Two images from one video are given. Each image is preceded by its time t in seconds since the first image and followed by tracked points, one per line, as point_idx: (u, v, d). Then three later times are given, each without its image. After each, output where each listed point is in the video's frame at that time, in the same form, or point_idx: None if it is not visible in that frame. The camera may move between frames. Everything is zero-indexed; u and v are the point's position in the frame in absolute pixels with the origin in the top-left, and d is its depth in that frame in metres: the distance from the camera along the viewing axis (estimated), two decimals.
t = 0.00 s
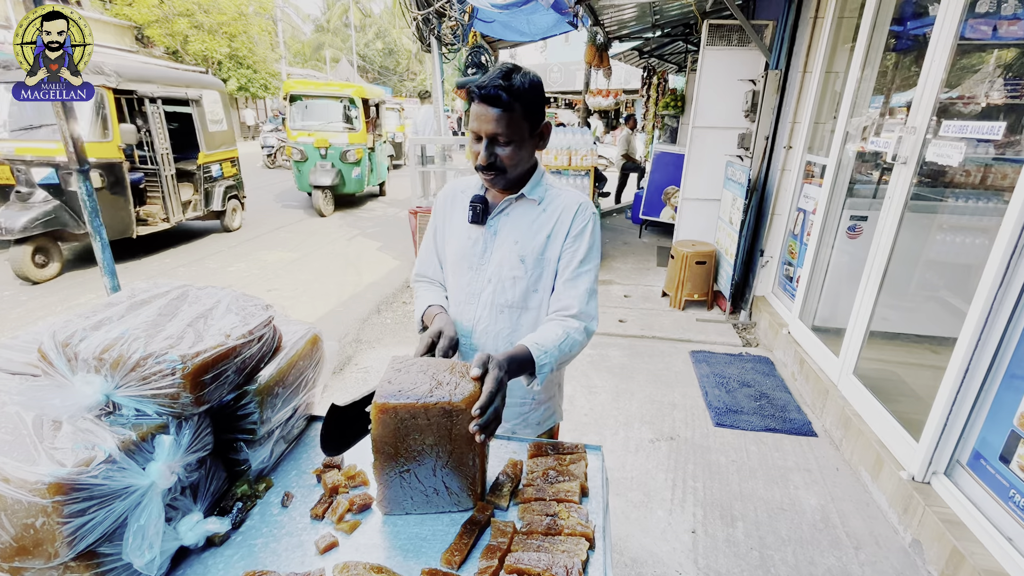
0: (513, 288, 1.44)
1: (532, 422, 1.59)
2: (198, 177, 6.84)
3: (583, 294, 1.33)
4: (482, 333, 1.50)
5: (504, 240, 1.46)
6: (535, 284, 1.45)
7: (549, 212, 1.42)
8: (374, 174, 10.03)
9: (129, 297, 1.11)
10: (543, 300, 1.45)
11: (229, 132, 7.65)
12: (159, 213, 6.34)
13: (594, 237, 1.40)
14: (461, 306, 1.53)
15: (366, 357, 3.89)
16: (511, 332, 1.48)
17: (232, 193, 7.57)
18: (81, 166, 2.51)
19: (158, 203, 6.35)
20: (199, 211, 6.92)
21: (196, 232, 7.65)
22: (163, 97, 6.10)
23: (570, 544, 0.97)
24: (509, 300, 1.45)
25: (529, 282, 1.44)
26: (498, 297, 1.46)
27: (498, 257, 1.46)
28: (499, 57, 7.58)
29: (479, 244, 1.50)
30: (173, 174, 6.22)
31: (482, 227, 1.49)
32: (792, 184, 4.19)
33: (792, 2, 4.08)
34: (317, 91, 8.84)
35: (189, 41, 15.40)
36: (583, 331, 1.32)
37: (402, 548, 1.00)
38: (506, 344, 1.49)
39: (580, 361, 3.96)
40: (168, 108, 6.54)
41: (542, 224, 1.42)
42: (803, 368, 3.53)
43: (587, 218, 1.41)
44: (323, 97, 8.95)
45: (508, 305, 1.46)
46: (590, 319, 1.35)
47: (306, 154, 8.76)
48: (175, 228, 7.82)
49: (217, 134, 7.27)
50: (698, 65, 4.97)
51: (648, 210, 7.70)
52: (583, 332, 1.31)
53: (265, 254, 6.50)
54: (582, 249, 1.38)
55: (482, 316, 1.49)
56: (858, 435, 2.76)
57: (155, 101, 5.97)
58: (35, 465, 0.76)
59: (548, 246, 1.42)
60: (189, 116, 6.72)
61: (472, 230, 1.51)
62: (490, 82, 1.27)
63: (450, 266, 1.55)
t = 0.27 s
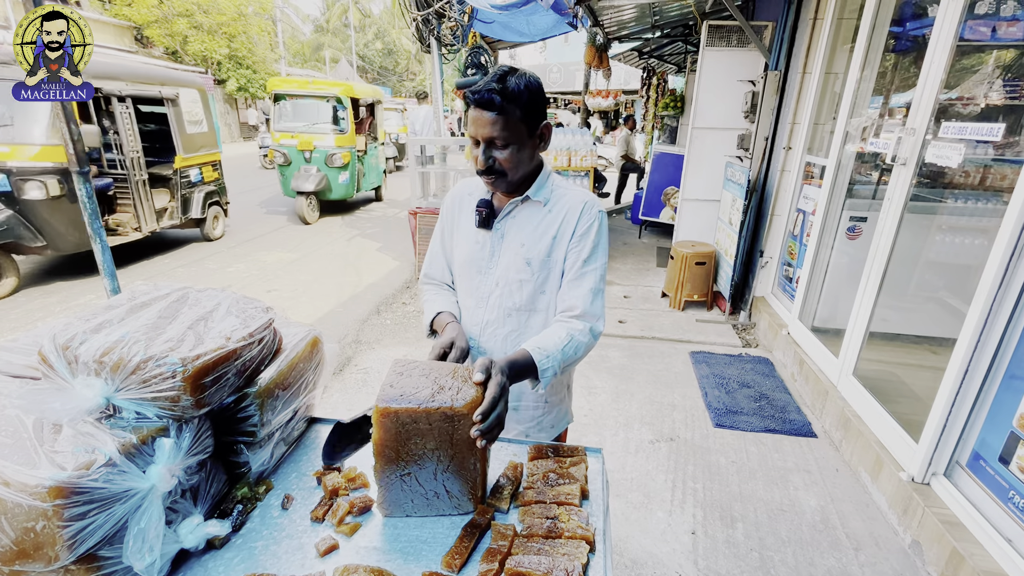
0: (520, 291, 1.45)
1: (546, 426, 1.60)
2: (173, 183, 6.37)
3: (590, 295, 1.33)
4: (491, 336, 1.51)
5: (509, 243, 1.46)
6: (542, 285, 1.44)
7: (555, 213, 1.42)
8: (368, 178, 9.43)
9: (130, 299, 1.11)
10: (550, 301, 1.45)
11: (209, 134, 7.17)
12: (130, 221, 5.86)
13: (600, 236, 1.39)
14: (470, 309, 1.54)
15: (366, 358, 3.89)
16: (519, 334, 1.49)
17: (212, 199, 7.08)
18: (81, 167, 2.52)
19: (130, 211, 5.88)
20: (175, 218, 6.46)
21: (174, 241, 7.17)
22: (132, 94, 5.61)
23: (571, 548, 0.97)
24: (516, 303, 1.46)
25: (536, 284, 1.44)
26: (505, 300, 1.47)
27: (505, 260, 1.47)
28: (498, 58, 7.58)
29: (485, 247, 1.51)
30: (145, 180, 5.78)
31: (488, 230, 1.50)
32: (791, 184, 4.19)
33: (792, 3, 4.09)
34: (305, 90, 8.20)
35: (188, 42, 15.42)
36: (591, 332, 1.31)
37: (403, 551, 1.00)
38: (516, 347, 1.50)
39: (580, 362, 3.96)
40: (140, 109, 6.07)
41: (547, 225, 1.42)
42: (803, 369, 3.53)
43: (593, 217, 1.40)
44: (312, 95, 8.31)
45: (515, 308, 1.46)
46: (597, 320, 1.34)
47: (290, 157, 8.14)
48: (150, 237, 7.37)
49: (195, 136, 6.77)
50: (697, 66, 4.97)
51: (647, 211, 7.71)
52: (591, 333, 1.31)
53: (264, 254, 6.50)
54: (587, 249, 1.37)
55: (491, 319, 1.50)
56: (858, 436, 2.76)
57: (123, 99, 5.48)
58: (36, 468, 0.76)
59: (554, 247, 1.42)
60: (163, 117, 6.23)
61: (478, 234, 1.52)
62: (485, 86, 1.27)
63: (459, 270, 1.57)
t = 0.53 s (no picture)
0: (519, 292, 1.46)
1: (545, 426, 1.59)
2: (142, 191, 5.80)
3: (587, 297, 1.32)
4: (493, 335, 1.53)
5: (510, 243, 1.48)
6: (542, 286, 1.45)
7: (554, 214, 1.41)
8: (360, 182, 8.96)
9: (129, 300, 1.11)
10: (550, 302, 1.45)
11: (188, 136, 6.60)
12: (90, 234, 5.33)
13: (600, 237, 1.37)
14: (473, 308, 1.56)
15: (366, 358, 3.89)
16: (520, 334, 1.50)
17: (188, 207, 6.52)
18: (81, 168, 2.52)
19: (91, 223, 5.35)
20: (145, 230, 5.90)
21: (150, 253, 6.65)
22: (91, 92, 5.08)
23: (571, 548, 0.97)
24: (516, 303, 1.47)
25: (536, 285, 1.44)
26: (506, 300, 1.48)
27: (505, 260, 1.48)
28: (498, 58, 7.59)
29: (487, 248, 1.53)
30: (106, 188, 5.12)
31: (490, 231, 1.52)
32: (791, 185, 4.19)
33: (791, 3, 4.10)
34: (288, 88, 7.78)
35: (187, 42, 15.40)
36: (589, 334, 1.30)
37: (403, 550, 1.00)
38: (517, 347, 1.51)
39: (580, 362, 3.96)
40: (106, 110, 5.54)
41: (547, 226, 1.42)
42: (802, 369, 3.53)
43: (592, 218, 1.38)
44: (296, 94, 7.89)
45: (516, 308, 1.47)
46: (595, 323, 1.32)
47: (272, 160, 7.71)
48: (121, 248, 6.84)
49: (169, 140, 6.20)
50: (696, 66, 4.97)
51: (647, 211, 7.71)
52: (590, 335, 1.30)
53: (264, 255, 6.50)
54: (585, 250, 1.35)
55: (492, 319, 1.52)
56: (858, 436, 2.76)
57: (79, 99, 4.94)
58: (36, 470, 0.76)
59: (553, 249, 1.41)
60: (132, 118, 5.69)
61: (481, 235, 1.55)
62: (487, 88, 1.27)
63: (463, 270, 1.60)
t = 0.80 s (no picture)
0: (517, 295, 1.46)
1: (541, 425, 1.59)
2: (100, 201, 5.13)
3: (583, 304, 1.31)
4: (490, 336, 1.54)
5: (511, 245, 1.49)
6: (540, 291, 1.45)
7: (556, 220, 1.41)
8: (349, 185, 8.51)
9: (129, 301, 1.10)
10: (547, 307, 1.45)
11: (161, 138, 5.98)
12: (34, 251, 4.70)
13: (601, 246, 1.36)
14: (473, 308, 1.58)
15: (365, 358, 3.89)
16: (517, 337, 1.50)
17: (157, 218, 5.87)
18: (80, 168, 2.51)
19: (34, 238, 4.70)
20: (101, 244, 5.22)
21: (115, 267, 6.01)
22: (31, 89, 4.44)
23: (571, 547, 0.97)
24: (514, 306, 1.47)
25: (534, 289, 1.45)
26: (504, 302, 1.49)
27: (505, 262, 1.49)
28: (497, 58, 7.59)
29: (490, 248, 1.54)
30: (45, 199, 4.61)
31: (494, 232, 1.54)
32: (790, 184, 4.19)
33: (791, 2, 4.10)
34: (269, 86, 7.36)
35: (186, 42, 15.38)
36: (585, 341, 1.30)
37: (403, 550, 1.00)
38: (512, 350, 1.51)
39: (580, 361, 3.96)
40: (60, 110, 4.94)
41: (548, 231, 1.42)
42: (802, 369, 3.53)
43: (594, 225, 1.37)
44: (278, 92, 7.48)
45: (514, 311, 1.48)
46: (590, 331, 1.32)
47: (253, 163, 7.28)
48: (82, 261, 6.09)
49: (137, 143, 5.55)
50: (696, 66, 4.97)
51: (647, 210, 7.72)
52: (586, 341, 1.30)
53: (263, 255, 6.50)
54: (584, 257, 1.35)
55: (490, 320, 1.52)
56: (857, 436, 2.76)
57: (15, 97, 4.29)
58: (35, 470, 0.76)
59: (552, 254, 1.41)
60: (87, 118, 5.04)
61: (485, 235, 1.56)
62: (497, 85, 1.29)
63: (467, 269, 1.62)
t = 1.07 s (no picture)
0: (508, 292, 1.46)
1: (530, 422, 1.59)
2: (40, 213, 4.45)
3: (565, 302, 1.29)
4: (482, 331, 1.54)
5: (506, 242, 1.48)
6: (530, 288, 1.44)
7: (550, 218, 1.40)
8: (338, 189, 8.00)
9: (127, 301, 1.10)
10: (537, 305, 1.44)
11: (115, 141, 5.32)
12: None
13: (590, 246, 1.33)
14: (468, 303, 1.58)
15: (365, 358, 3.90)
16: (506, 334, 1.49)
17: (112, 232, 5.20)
18: (78, 168, 2.51)
19: None
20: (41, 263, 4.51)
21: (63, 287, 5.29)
22: None
23: (571, 547, 0.96)
24: (504, 303, 1.47)
25: (524, 286, 1.44)
26: (496, 298, 1.49)
27: (500, 259, 1.49)
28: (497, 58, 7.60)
29: (487, 244, 1.54)
30: None
31: (492, 227, 1.54)
32: (789, 183, 4.19)
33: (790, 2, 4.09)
34: (246, 84, 6.91)
35: (185, 42, 15.36)
36: (557, 344, 1.26)
37: (403, 549, 1.00)
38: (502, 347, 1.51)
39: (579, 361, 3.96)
40: None
41: (541, 229, 1.41)
42: (802, 368, 3.53)
43: (586, 225, 1.35)
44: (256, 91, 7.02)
45: (505, 308, 1.47)
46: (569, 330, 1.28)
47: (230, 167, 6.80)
48: (29, 278, 5.46)
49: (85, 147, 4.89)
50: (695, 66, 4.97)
51: (646, 210, 7.72)
52: (559, 342, 1.26)
53: (263, 255, 6.50)
54: (572, 256, 1.33)
55: (483, 316, 1.53)
56: (857, 435, 2.76)
57: None
58: (34, 470, 0.76)
59: (544, 252, 1.40)
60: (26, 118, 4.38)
61: (483, 230, 1.56)
62: (507, 80, 1.30)
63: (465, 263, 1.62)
